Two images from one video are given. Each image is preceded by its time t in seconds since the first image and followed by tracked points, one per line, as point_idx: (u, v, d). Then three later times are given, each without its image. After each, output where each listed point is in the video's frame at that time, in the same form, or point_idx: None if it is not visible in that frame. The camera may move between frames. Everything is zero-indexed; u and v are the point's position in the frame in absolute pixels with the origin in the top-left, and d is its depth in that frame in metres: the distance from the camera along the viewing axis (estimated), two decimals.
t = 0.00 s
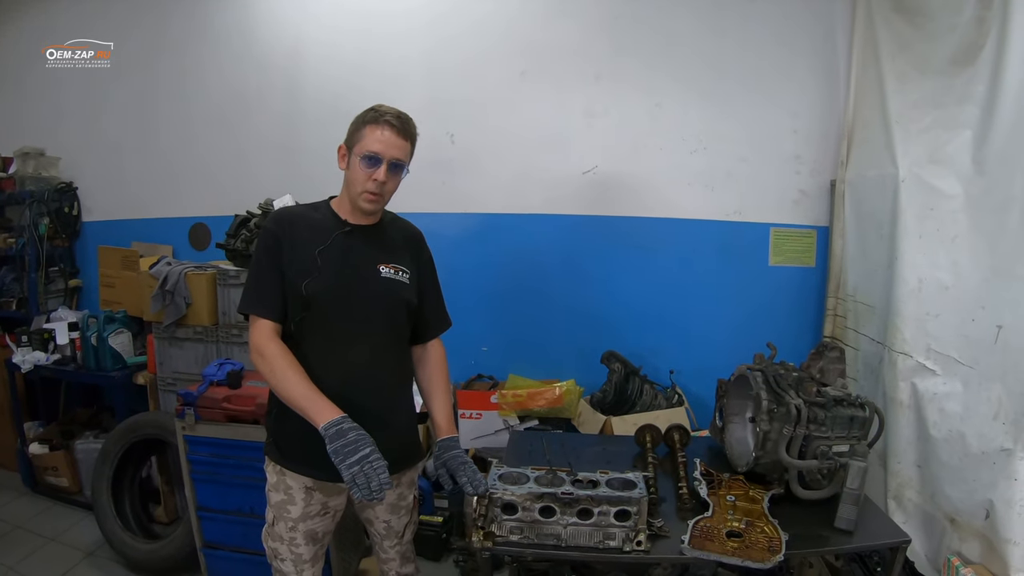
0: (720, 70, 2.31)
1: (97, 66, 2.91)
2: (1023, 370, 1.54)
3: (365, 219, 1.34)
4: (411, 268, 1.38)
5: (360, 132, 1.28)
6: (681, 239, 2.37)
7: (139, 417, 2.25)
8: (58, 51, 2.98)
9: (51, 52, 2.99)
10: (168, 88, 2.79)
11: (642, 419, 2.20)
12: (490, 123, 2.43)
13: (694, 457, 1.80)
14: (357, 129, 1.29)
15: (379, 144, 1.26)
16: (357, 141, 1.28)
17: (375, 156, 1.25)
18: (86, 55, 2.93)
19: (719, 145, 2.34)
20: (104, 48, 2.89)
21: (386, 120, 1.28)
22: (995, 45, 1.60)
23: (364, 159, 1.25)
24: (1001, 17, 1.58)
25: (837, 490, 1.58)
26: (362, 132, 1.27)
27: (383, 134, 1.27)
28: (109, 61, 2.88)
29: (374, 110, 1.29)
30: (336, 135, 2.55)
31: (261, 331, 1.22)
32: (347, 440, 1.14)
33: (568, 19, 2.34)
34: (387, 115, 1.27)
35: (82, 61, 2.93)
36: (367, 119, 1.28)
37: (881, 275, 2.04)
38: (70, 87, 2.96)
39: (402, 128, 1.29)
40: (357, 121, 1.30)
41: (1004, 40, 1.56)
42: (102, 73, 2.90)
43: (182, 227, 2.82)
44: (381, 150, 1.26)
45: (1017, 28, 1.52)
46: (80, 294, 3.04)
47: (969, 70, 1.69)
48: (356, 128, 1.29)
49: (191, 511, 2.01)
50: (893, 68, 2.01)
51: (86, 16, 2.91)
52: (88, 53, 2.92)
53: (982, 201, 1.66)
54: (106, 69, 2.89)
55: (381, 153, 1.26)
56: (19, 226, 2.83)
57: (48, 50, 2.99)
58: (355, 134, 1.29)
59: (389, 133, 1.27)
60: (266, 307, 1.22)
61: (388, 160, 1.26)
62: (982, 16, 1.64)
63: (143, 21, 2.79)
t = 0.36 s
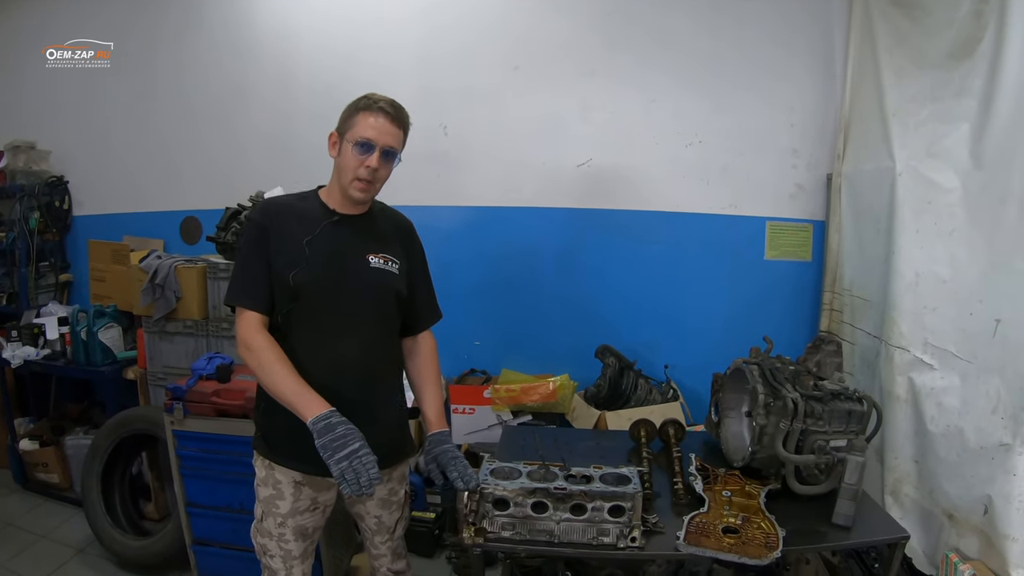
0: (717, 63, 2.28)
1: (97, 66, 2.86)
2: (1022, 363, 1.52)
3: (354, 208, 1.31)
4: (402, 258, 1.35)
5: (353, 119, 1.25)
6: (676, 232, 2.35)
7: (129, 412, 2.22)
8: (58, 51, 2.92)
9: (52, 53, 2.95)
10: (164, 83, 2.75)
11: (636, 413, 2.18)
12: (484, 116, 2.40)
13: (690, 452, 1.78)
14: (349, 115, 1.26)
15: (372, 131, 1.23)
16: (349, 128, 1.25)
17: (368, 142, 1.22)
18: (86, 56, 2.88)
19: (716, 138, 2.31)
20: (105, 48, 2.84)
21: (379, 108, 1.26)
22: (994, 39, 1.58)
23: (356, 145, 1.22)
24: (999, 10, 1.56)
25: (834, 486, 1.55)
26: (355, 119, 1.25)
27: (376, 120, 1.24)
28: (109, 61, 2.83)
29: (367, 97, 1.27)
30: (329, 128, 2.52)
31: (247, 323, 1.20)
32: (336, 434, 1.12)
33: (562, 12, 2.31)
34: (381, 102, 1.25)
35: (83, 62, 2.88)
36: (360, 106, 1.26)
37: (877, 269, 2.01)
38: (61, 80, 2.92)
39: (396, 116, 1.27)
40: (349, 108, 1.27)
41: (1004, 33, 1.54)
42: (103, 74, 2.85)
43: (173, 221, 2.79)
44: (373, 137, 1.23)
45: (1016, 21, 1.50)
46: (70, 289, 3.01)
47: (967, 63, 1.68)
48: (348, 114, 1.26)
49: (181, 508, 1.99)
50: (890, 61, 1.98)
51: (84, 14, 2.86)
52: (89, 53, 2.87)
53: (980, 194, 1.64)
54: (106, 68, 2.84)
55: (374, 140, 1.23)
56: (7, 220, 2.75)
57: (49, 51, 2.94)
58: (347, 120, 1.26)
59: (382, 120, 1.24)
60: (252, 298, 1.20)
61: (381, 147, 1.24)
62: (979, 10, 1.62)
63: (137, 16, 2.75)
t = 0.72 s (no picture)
0: (715, 53, 2.24)
1: (98, 67, 2.80)
2: None
3: (341, 197, 1.27)
4: (391, 247, 1.32)
5: (340, 105, 1.22)
6: (673, 225, 2.31)
7: (120, 406, 2.19)
8: (59, 52, 2.86)
9: (51, 53, 2.88)
10: (160, 78, 2.70)
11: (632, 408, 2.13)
12: (478, 107, 2.36)
13: (686, 448, 1.74)
14: (336, 101, 1.23)
15: (360, 117, 1.20)
16: (335, 113, 1.22)
17: (355, 129, 1.20)
18: (86, 56, 2.82)
19: (714, 129, 2.27)
20: (105, 48, 2.78)
21: (367, 93, 1.23)
22: (997, 28, 1.54)
23: (343, 132, 1.19)
24: None
25: (834, 483, 1.52)
26: (342, 104, 1.22)
27: (364, 107, 1.22)
28: (111, 62, 2.77)
29: (355, 82, 1.24)
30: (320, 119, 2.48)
31: (226, 320, 1.17)
32: (292, 440, 1.11)
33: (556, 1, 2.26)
34: (369, 88, 1.22)
35: (82, 62, 2.82)
36: (347, 91, 1.23)
37: (877, 262, 1.97)
38: (51, 72, 2.88)
39: (384, 102, 1.24)
40: (336, 93, 1.24)
41: (1008, 22, 1.49)
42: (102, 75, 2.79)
43: (165, 213, 2.76)
44: (361, 124, 1.21)
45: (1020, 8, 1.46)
46: (62, 282, 2.99)
47: (969, 54, 1.63)
48: (334, 100, 1.23)
49: (170, 504, 1.96)
50: (892, 51, 1.94)
51: (82, 14, 2.80)
52: (89, 53, 2.81)
53: (981, 187, 1.61)
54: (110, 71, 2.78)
55: (361, 126, 1.21)
56: None
57: (49, 51, 2.88)
58: (334, 106, 1.23)
59: (371, 107, 1.22)
60: (235, 292, 1.16)
61: (369, 134, 1.21)
62: None
63: (129, 7, 2.70)
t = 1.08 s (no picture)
0: (717, 49, 2.19)
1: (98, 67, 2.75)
2: None
3: (328, 196, 1.24)
4: (381, 248, 1.28)
5: (326, 101, 1.18)
6: (673, 223, 2.26)
7: (112, 406, 2.15)
8: (59, 53, 2.81)
9: (52, 52, 2.83)
10: (155, 75, 2.66)
11: (632, 409, 2.09)
12: (476, 104, 2.32)
13: (686, 453, 1.69)
14: (322, 97, 1.19)
15: (346, 114, 1.16)
16: (321, 111, 1.18)
17: (341, 127, 1.16)
18: (87, 56, 2.77)
19: (716, 127, 2.22)
20: (105, 48, 2.74)
21: (354, 89, 1.19)
22: (1007, 23, 1.49)
23: (329, 130, 1.15)
24: None
25: (838, 491, 1.49)
26: (328, 101, 1.18)
27: (350, 104, 1.18)
28: (110, 62, 2.72)
29: (341, 78, 1.20)
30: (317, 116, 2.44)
31: (208, 320, 1.15)
32: (262, 408, 1.06)
33: None
34: (356, 84, 1.18)
35: (83, 62, 2.78)
36: (334, 87, 1.18)
37: (882, 263, 1.92)
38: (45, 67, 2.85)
39: (372, 99, 1.20)
40: (322, 89, 1.20)
41: (1017, 17, 1.45)
42: (104, 74, 2.74)
43: (160, 211, 2.72)
44: (348, 122, 1.17)
45: None
46: (57, 279, 2.97)
47: (977, 51, 1.59)
48: (321, 96, 1.19)
49: (161, 506, 1.93)
50: (897, 47, 1.89)
51: (82, 12, 2.75)
52: (89, 53, 2.76)
53: (989, 186, 1.55)
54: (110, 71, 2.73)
55: (348, 124, 1.17)
56: None
57: (49, 50, 2.83)
58: (320, 103, 1.19)
59: (357, 104, 1.18)
60: (218, 293, 1.13)
61: (355, 133, 1.17)
62: None
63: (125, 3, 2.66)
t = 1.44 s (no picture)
0: (719, 49, 2.15)
1: (99, 67, 2.72)
2: None
3: (314, 193, 1.22)
4: (370, 245, 1.25)
5: (308, 96, 1.17)
6: (673, 225, 2.23)
7: (107, 411, 2.12)
8: (59, 53, 2.78)
9: (52, 52, 2.81)
10: (154, 76, 2.64)
11: (633, 415, 2.05)
12: (474, 105, 2.29)
13: (687, 461, 1.65)
14: (304, 92, 1.18)
15: (329, 107, 1.15)
16: (304, 106, 1.17)
17: (325, 120, 1.15)
18: (86, 56, 2.75)
19: (718, 129, 2.19)
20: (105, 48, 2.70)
21: (336, 82, 1.18)
22: (1015, 22, 1.45)
23: (313, 124, 1.14)
24: None
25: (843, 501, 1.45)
26: (310, 96, 1.17)
27: (333, 96, 1.17)
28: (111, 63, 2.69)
29: (322, 72, 1.19)
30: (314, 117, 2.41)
31: (197, 332, 1.11)
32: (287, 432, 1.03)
33: None
34: (337, 76, 1.17)
35: (82, 62, 2.75)
36: (315, 81, 1.18)
37: (886, 267, 1.89)
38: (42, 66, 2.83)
39: (355, 91, 1.19)
40: (303, 86, 1.19)
41: None
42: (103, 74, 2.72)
43: (157, 213, 2.70)
44: (331, 114, 1.16)
45: None
46: (54, 281, 2.95)
47: (983, 50, 1.56)
48: (303, 91, 1.18)
49: (155, 512, 1.90)
50: (902, 47, 1.85)
51: (82, 13, 2.73)
52: (89, 52, 2.74)
53: (996, 189, 1.52)
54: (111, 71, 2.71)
55: (332, 117, 1.16)
56: None
57: (48, 50, 2.81)
58: (302, 98, 1.18)
59: (340, 96, 1.17)
60: (202, 300, 1.10)
61: (340, 125, 1.16)
62: None
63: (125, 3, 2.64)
